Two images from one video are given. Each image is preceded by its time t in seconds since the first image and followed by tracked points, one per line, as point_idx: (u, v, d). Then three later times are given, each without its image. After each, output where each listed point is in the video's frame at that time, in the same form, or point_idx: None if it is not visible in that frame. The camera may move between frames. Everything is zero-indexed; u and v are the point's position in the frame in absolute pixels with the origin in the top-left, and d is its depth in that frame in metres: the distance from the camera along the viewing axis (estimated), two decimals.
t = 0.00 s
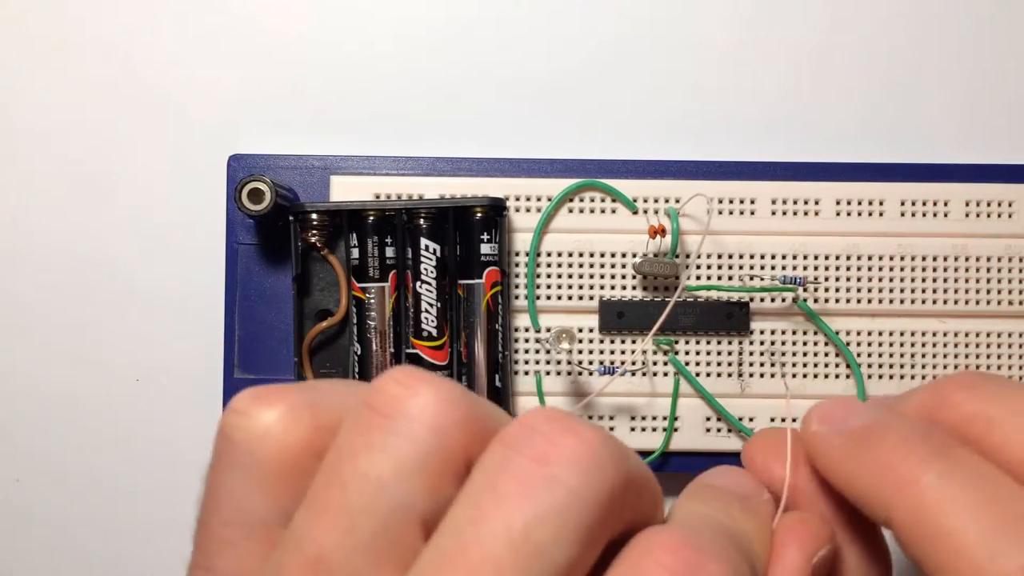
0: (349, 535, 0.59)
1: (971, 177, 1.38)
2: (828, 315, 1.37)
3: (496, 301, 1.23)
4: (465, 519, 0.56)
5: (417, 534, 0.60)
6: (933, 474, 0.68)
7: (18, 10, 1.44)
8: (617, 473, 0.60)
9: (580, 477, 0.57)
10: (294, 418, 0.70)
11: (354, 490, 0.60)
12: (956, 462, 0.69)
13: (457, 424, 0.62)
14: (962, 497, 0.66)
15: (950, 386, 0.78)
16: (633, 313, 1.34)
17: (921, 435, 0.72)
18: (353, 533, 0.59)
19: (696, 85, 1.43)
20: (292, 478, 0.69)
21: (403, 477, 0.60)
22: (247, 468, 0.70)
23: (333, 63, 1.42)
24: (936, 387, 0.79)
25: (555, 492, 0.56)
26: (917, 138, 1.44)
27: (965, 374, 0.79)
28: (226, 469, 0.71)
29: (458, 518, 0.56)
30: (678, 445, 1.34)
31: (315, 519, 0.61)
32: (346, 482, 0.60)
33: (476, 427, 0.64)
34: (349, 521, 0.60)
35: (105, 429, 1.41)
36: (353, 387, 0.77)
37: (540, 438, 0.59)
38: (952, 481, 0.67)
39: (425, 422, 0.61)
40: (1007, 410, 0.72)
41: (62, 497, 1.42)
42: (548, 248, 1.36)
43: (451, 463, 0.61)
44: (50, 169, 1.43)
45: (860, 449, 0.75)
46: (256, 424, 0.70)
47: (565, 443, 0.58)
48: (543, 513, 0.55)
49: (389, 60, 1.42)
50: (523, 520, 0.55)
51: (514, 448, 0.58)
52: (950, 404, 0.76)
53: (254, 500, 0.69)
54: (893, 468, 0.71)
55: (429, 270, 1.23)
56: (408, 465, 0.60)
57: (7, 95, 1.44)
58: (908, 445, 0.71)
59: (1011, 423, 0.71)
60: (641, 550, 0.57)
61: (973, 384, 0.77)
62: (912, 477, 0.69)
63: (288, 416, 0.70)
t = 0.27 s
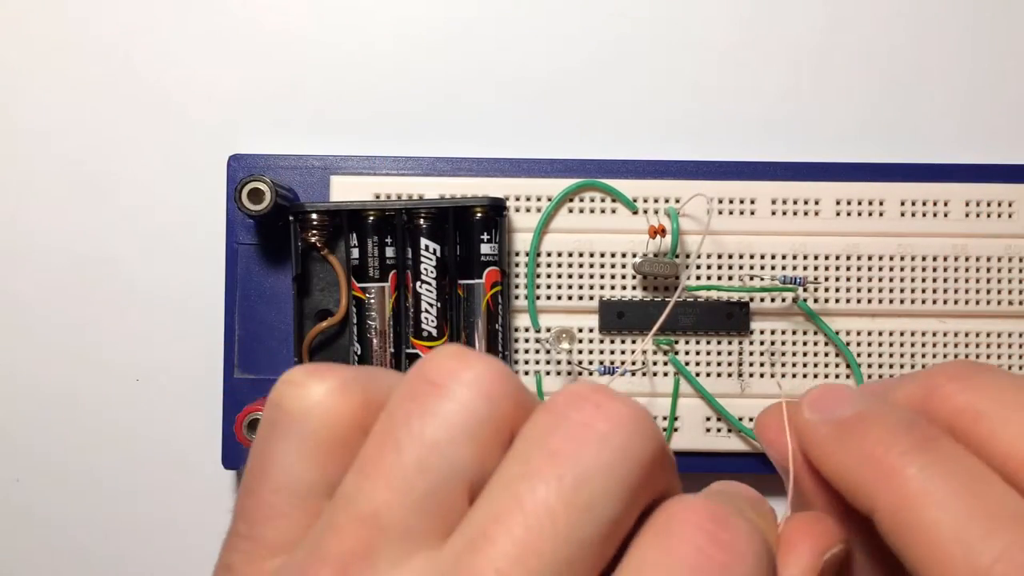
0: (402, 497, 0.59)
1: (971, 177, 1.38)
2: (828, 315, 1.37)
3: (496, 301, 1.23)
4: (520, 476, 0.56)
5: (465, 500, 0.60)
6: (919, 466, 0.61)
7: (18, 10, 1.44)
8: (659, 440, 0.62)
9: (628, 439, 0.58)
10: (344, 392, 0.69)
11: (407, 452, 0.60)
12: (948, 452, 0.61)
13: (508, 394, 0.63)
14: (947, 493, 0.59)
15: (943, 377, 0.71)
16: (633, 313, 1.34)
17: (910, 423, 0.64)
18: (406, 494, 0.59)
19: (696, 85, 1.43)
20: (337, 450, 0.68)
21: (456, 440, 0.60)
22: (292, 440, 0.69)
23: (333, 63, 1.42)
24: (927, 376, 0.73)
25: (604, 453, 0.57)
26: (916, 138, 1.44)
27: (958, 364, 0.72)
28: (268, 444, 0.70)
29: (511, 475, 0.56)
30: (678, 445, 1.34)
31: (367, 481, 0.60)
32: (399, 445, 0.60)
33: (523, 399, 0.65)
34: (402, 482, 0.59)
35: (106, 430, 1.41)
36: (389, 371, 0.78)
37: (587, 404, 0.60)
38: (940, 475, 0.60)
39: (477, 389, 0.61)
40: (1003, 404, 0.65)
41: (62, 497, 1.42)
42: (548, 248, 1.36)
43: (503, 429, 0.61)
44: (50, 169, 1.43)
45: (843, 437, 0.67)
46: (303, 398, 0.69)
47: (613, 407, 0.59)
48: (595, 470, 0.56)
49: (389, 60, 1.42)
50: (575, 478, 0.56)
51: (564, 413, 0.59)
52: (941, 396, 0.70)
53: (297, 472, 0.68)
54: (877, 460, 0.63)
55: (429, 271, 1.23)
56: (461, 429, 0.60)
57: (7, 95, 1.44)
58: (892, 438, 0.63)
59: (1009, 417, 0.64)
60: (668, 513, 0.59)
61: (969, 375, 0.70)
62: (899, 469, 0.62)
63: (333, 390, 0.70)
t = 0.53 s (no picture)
0: (409, 474, 0.59)
1: (971, 177, 1.38)
2: (828, 315, 1.37)
3: (496, 301, 1.23)
4: (524, 456, 0.56)
5: (469, 481, 0.60)
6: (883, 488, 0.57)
7: (17, 11, 1.44)
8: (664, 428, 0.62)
9: (635, 425, 0.58)
10: (351, 373, 0.69)
11: (415, 431, 0.60)
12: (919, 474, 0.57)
13: (517, 379, 0.63)
14: (911, 518, 0.55)
15: (934, 377, 0.65)
16: (633, 314, 1.34)
17: (882, 437, 0.60)
18: (413, 472, 0.59)
19: (695, 85, 1.43)
20: (343, 431, 0.68)
21: (464, 421, 0.60)
22: (300, 419, 0.68)
23: (333, 63, 1.42)
24: (918, 375, 0.67)
25: (609, 437, 0.57)
26: (916, 137, 1.44)
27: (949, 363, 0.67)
28: (275, 423, 0.70)
29: (514, 456, 0.57)
30: (678, 445, 1.34)
31: (374, 459, 0.61)
32: (407, 424, 0.60)
33: (532, 385, 0.65)
34: (409, 460, 0.59)
35: (106, 430, 1.41)
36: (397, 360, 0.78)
37: (594, 390, 0.60)
38: (906, 497, 0.56)
39: (487, 372, 0.62)
40: (993, 411, 0.59)
41: (61, 498, 1.41)
42: (548, 248, 1.36)
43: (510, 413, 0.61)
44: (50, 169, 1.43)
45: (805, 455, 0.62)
46: (312, 379, 0.69)
47: (620, 393, 0.59)
48: (601, 453, 0.56)
49: (389, 60, 1.42)
50: (579, 460, 0.56)
51: (571, 397, 0.59)
52: (931, 397, 0.64)
53: (305, 450, 0.68)
54: (840, 480, 0.59)
55: (429, 271, 1.23)
56: (469, 410, 0.60)
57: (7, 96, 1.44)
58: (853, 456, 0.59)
59: (999, 426, 0.59)
60: (661, 502, 0.59)
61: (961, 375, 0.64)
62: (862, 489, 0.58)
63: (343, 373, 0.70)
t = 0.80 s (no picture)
0: (376, 459, 0.59)
1: (972, 177, 1.38)
2: (828, 315, 1.37)
3: (496, 301, 1.23)
4: (487, 445, 0.55)
5: (435, 468, 0.59)
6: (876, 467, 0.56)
7: (18, 11, 1.44)
8: (637, 423, 0.61)
9: (603, 419, 0.57)
10: (333, 360, 0.69)
11: (385, 417, 0.60)
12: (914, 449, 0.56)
13: (492, 369, 0.62)
14: (908, 492, 0.53)
15: (917, 365, 0.64)
16: (633, 314, 1.34)
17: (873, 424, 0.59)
18: (380, 457, 0.59)
19: (695, 85, 1.43)
20: (320, 418, 0.68)
21: (433, 409, 0.59)
22: (278, 402, 0.69)
23: (333, 63, 1.42)
24: (901, 365, 0.66)
25: (576, 429, 0.56)
26: (916, 137, 1.44)
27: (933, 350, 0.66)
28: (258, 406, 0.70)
29: (477, 445, 0.56)
30: (678, 445, 1.34)
31: (343, 443, 0.60)
32: (377, 410, 0.60)
33: (509, 376, 0.64)
34: (377, 445, 0.59)
35: (106, 430, 1.41)
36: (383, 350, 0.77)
37: (565, 382, 0.59)
38: (901, 474, 0.54)
39: (462, 360, 0.61)
40: (976, 393, 0.58)
41: (61, 498, 1.41)
42: (548, 248, 1.36)
43: (482, 402, 0.61)
44: (50, 169, 1.43)
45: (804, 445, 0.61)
46: (293, 363, 0.69)
47: (590, 387, 0.58)
48: (566, 445, 0.55)
49: (390, 60, 1.42)
50: (542, 451, 0.55)
51: (541, 387, 0.58)
52: (913, 385, 0.62)
53: (281, 433, 0.68)
54: (835, 464, 0.58)
55: (429, 271, 1.23)
56: (440, 397, 0.60)
57: (8, 96, 1.44)
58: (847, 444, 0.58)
59: (985, 406, 0.57)
60: (623, 497, 0.58)
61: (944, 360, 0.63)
62: (855, 471, 0.56)
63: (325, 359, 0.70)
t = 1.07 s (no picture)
0: (389, 481, 0.59)
1: (972, 176, 1.38)
2: (828, 315, 1.37)
3: (496, 301, 1.23)
4: (499, 469, 0.55)
5: (447, 490, 0.60)
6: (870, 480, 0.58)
7: (17, 10, 1.44)
8: (647, 447, 0.61)
9: (614, 442, 0.57)
10: (348, 379, 0.69)
11: (398, 440, 0.60)
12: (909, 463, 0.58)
13: (505, 391, 0.62)
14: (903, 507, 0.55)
15: (905, 381, 0.64)
16: (633, 314, 1.34)
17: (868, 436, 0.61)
18: (393, 480, 0.59)
19: (695, 85, 1.43)
20: (333, 437, 0.68)
21: (447, 431, 0.59)
22: (292, 422, 0.69)
23: (333, 63, 1.42)
24: (889, 382, 0.67)
25: (588, 454, 0.56)
26: (916, 137, 1.44)
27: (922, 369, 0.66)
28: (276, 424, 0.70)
29: (490, 468, 0.56)
30: (678, 445, 1.34)
31: (356, 465, 0.61)
32: (390, 432, 0.61)
33: (522, 397, 0.64)
34: (390, 467, 0.59)
35: (106, 430, 1.41)
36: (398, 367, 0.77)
37: (575, 403, 0.59)
38: (893, 487, 0.56)
39: (474, 383, 0.61)
40: (965, 411, 0.59)
41: (61, 497, 1.42)
42: (548, 248, 1.36)
43: (496, 426, 0.61)
44: (49, 169, 1.43)
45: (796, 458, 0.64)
46: (308, 383, 0.69)
47: (602, 410, 0.58)
48: (578, 470, 0.56)
49: (390, 60, 1.42)
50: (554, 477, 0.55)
51: (552, 410, 0.58)
52: (898, 404, 0.63)
53: (297, 452, 0.68)
54: (833, 473, 0.60)
55: (429, 271, 1.23)
56: (454, 419, 0.60)
57: (7, 95, 1.44)
58: (848, 452, 0.60)
59: (973, 424, 0.58)
60: (638, 522, 0.59)
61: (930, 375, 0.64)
62: (851, 482, 0.59)
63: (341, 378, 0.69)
